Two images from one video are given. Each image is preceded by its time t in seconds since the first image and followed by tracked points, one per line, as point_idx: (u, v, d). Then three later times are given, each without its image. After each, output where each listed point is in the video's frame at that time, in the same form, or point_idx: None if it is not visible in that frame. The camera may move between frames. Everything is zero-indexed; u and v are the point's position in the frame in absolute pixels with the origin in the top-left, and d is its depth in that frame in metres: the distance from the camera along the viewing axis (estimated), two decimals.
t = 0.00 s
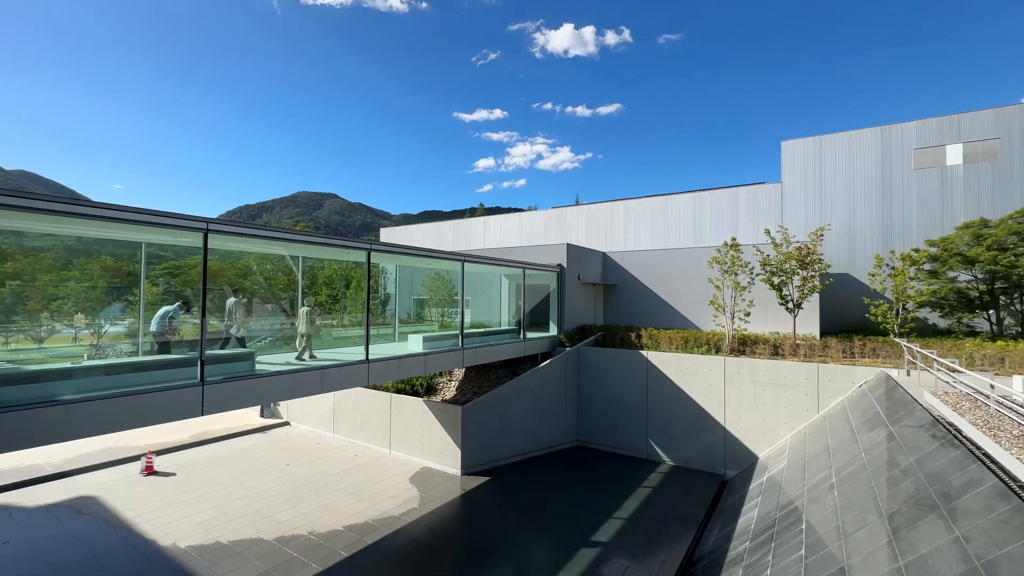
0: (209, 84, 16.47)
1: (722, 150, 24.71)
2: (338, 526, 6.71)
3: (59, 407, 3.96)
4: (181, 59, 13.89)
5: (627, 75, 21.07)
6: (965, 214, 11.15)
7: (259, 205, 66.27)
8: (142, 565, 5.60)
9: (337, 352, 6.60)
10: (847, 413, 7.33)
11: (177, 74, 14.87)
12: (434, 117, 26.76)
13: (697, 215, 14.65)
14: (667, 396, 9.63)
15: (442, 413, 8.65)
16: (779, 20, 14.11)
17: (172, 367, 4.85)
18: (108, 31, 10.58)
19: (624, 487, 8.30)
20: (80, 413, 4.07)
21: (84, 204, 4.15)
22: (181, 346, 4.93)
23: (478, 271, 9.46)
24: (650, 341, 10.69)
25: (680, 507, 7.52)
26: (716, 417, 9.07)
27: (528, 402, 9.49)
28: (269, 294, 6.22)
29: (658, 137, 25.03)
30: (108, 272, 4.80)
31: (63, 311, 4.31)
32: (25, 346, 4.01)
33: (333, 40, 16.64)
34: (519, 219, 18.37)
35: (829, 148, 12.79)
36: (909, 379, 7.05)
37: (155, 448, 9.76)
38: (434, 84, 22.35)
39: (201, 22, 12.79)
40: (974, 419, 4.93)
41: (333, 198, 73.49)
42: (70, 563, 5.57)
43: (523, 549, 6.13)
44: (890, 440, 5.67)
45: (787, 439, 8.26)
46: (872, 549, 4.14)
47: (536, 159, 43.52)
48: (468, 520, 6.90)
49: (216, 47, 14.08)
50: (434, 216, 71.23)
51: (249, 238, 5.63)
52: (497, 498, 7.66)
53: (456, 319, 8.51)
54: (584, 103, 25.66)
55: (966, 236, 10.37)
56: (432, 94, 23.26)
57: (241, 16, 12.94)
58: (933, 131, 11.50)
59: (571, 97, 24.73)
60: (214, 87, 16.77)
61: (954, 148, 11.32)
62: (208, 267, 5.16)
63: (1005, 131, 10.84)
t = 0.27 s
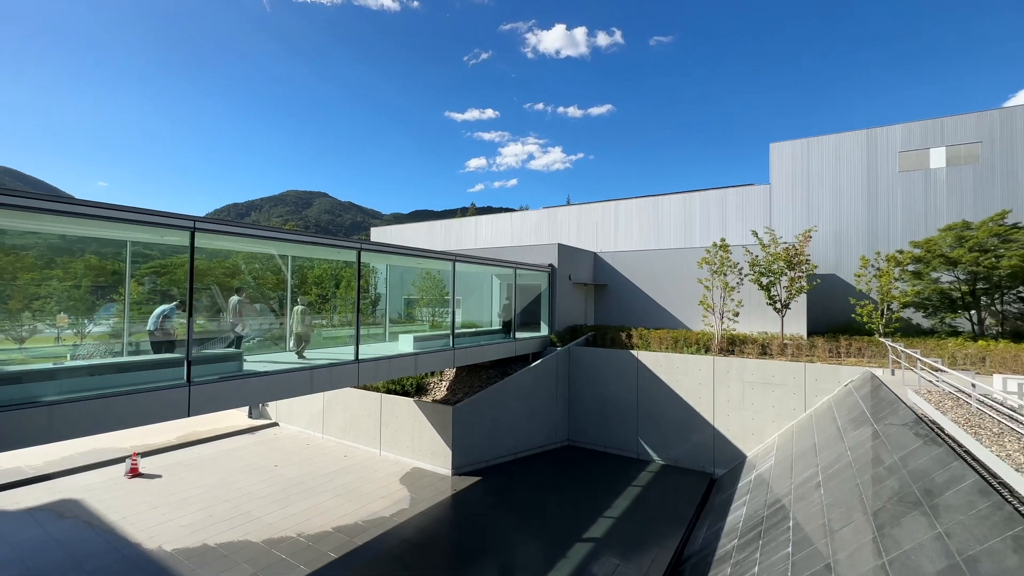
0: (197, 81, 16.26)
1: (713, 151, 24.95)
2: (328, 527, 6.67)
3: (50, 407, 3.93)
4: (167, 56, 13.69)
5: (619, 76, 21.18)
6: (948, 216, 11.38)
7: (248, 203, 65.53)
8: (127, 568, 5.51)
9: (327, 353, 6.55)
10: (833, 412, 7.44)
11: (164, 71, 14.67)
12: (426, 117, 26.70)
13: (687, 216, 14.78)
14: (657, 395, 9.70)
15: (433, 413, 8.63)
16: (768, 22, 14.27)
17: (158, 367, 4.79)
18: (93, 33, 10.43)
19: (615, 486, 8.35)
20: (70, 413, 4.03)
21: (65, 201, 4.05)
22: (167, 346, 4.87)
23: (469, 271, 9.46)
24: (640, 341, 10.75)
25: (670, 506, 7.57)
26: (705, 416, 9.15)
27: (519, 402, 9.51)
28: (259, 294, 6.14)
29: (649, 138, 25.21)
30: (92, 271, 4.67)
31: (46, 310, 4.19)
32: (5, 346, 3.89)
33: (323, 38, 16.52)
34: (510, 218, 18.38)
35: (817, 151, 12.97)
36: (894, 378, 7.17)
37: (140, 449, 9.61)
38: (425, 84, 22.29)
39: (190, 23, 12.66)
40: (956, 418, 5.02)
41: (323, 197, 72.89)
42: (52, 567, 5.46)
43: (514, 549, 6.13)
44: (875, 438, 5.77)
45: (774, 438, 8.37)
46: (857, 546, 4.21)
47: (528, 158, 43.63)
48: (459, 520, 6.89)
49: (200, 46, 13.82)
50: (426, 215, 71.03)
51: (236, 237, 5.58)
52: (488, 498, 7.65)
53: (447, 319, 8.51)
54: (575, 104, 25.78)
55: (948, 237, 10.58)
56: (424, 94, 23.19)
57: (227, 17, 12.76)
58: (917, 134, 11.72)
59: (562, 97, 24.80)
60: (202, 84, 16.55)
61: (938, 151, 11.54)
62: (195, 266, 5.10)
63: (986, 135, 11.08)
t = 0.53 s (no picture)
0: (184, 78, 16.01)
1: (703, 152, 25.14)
2: (318, 528, 6.62)
3: (41, 406, 3.90)
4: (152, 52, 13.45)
5: (610, 76, 21.28)
6: (932, 217, 11.58)
7: (237, 202, 64.81)
8: (112, 572, 5.43)
9: (317, 353, 6.50)
10: (820, 410, 7.55)
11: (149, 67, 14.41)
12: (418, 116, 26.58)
13: (678, 217, 14.88)
14: (648, 394, 9.76)
15: (425, 413, 8.60)
16: (758, 24, 14.40)
17: (145, 368, 4.71)
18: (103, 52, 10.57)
19: (606, 485, 8.39)
20: (59, 413, 3.98)
21: (47, 198, 3.95)
22: (153, 346, 4.82)
23: (461, 271, 9.45)
24: (631, 340, 10.81)
25: (660, 504, 7.63)
26: (695, 415, 9.22)
27: (510, 401, 9.51)
28: (247, 293, 6.22)
29: (641, 139, 25.33)
30: (77, 269, 4.63)
31: (29, 311, 4.13)
32: None
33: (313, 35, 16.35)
34: (502, 218, 18.37)
35: (805, 152, 13.13)
36: (880, 377, 7.28)
37: (125, 451, 9.45)
38: (417, 83, 22.18)
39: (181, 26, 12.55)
40: (940, 415, 5.11)
41: (313, 196, 72.25)
42: (34, 572, 5.36)
43: (506, 548, 6.14)
44: (861, 436, 5.86)
45: (763, 436, 8.46)
46: (844, 542, 4.27)
47: (520, 158, 43.63)
48: (451, 520, 6.88)
49: (187, 44, 13.60)
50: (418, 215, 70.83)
51: (224, 235, 5.49)
52: (480, 498, 7.65)
53: (438, 319, 8.49)
54: (567, 104, 25.88)
55: (933, 238, 10.79)
56: (416, 93, 23.06)
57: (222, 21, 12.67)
58: (902, 137, 11.91)
59: (554, 98, 24.81)
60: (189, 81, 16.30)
61: (922, 154, 11.74)
62: (183, 265, 5.00)
63: (969, 138, 11.30)
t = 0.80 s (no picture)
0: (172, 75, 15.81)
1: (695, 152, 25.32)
2: (308, 529, 6.57)
3: (37, 406, 3.90)
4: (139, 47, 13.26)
5: (603, 76, 21.37)
6: (918, 218, 11.77)
7: (227, 200, 64.08)
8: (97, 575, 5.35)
9: (308, 353, 6.44)
10: (808, 408, 7.64)
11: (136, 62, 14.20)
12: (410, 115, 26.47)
13: (669, 217, 14.98)
14: (639, 393, 9.81)
15: (416, 413, 8.58)
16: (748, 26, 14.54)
17: (131, 368, 4.64)
18: (99, 49, 10.60)
19: (598, 484, 8.42)
20: (54, 413, 3.97)
21: (28, 196, 3.86)
22: (140, 346, 4.74)
23: (452, 270, 9.43)
24: (623, 340, 10.86)
25: (651, 503, 7.67)
26: (685, 414, 9.29)
27: (502, 401, 9.52)
28: (238, 293, 6.11)
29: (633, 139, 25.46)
30: (61, 269, 4.50)
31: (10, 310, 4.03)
32: None
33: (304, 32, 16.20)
34: (494, 218, 18.36)
35: (794, 153, 13.28)
36: (867, 375, 7.38)
37: (111, 453, 9.31)
38: (409, 82, 22.09)
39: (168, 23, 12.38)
40: (924, 413, 5.21)
41: (305, 195, 71.69)
42: None
43: (497, 548, 6.14)
44: (848, 434, 5.94)
45: (752, 434, 8.55)
46: (831, 539, 4.32)
47: (512, 158, 43.63)
48: (442, 520, 6.87)
49: (175, 41, 13.43)
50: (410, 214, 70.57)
51: (212, 234, 5.43)
52: (471, 498, 7.64)
53: (430, 318, 8.47)
54: (560, 104, 25.98)
55: (918, 239, 10.99)
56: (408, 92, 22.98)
57: (209, 19, 12.48)
58: (889, 139, 12.10)
59: (547, 98, 24.85)
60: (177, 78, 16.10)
61: (908, 156, 11.92)
62: (169, 264, 4.94)
63: (953, 140, 11.50)
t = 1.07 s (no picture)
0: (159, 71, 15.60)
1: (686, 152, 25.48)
2: (298, 530, 6.53)
3: (29, 407, 3.88)
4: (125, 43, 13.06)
5: (595, 76, 21.45)
6: (904, 218, 11.95)
7: (216, 199, 63.34)
8: None
9: (298, 353, 6.39)
10: (797, 406, 7.73)
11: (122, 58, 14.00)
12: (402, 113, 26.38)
13: (660, 216, 15.06)
14: (630, 392, 9.86)
15: (408, 413, 8.55)
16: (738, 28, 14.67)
17: (118, 368, 4.57)
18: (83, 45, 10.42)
19: (590, 482, 8.45)
20: (44, 414, 3.94)
21: (10, 193, 3.78)
22: (125, 346, 4.66)
23: (444, 270, 9.41)
24: (614, 339, 10.91)
25: (642, 501, 7.71)
26: (676, 413, 9.35)
27: (494, 400, 9.51)
28: (225, 292, 6.00)
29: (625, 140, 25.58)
30: (44, 267, 4.39)
31: None
32: None
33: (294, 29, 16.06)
34: (487, 217, 18.34)
35: (783, 154, 13.42)
36: (855, 374, 7.48)
37: (97, 455, 9.16)
38: (401, 81, 22.01)
39: (159, 23, 12.20)
40: (910, 410, 5.29)
41: (296, 194, 71.12)
42: None
43: (489, 547, 6.13)
44: (836, 432, 6.02)
45: (742, 432, 8.63)
46: (819, 535, 4.38)
47: (504, 157, 43.63)
48: (434, 520, 6.85)
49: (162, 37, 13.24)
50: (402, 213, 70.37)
51: (200, 233, 5.36)
52: (463, 497, 7.63)
53: (422, 318, 8.44)
54: (552, 104, 26.02)
55: (904, 239, 11.16)
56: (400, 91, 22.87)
57: (200, 18, 12.31)
58: (876, 141, 12.27)
59: (539, 98, 24.89)
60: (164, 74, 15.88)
61: (895, 157, 12.10)
62: (156, 263, 4.87)
63: (938, 142, 11.69)
